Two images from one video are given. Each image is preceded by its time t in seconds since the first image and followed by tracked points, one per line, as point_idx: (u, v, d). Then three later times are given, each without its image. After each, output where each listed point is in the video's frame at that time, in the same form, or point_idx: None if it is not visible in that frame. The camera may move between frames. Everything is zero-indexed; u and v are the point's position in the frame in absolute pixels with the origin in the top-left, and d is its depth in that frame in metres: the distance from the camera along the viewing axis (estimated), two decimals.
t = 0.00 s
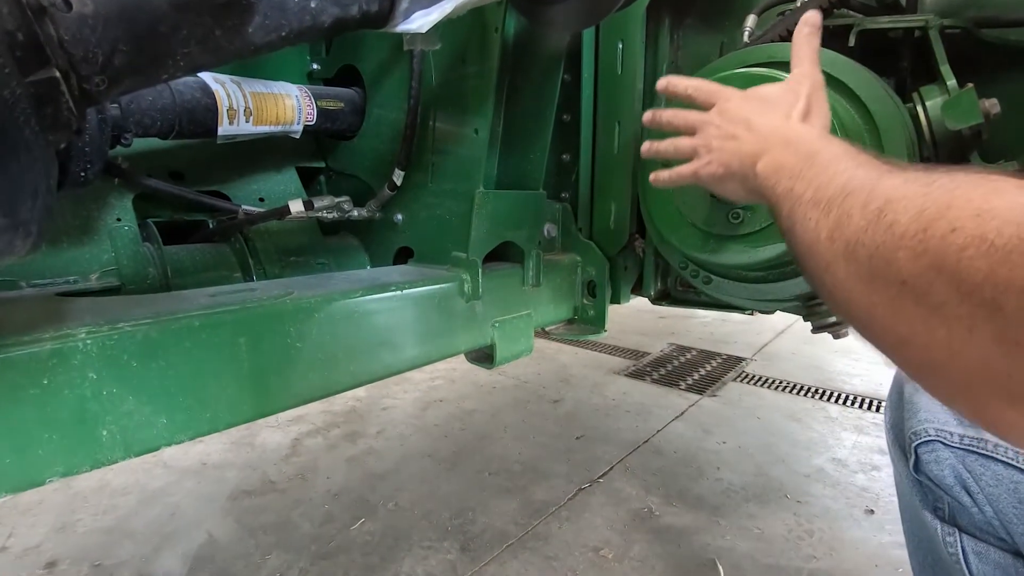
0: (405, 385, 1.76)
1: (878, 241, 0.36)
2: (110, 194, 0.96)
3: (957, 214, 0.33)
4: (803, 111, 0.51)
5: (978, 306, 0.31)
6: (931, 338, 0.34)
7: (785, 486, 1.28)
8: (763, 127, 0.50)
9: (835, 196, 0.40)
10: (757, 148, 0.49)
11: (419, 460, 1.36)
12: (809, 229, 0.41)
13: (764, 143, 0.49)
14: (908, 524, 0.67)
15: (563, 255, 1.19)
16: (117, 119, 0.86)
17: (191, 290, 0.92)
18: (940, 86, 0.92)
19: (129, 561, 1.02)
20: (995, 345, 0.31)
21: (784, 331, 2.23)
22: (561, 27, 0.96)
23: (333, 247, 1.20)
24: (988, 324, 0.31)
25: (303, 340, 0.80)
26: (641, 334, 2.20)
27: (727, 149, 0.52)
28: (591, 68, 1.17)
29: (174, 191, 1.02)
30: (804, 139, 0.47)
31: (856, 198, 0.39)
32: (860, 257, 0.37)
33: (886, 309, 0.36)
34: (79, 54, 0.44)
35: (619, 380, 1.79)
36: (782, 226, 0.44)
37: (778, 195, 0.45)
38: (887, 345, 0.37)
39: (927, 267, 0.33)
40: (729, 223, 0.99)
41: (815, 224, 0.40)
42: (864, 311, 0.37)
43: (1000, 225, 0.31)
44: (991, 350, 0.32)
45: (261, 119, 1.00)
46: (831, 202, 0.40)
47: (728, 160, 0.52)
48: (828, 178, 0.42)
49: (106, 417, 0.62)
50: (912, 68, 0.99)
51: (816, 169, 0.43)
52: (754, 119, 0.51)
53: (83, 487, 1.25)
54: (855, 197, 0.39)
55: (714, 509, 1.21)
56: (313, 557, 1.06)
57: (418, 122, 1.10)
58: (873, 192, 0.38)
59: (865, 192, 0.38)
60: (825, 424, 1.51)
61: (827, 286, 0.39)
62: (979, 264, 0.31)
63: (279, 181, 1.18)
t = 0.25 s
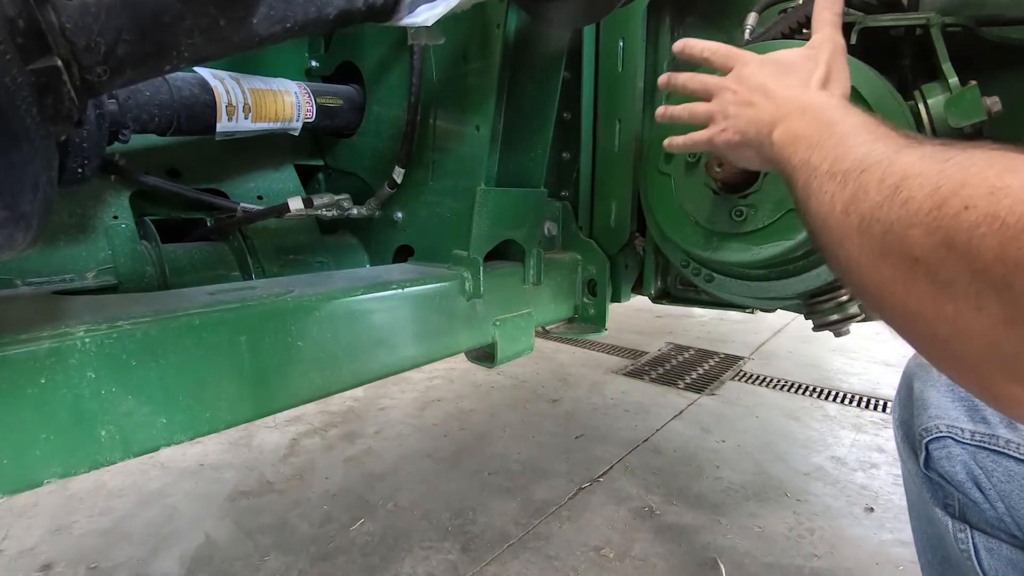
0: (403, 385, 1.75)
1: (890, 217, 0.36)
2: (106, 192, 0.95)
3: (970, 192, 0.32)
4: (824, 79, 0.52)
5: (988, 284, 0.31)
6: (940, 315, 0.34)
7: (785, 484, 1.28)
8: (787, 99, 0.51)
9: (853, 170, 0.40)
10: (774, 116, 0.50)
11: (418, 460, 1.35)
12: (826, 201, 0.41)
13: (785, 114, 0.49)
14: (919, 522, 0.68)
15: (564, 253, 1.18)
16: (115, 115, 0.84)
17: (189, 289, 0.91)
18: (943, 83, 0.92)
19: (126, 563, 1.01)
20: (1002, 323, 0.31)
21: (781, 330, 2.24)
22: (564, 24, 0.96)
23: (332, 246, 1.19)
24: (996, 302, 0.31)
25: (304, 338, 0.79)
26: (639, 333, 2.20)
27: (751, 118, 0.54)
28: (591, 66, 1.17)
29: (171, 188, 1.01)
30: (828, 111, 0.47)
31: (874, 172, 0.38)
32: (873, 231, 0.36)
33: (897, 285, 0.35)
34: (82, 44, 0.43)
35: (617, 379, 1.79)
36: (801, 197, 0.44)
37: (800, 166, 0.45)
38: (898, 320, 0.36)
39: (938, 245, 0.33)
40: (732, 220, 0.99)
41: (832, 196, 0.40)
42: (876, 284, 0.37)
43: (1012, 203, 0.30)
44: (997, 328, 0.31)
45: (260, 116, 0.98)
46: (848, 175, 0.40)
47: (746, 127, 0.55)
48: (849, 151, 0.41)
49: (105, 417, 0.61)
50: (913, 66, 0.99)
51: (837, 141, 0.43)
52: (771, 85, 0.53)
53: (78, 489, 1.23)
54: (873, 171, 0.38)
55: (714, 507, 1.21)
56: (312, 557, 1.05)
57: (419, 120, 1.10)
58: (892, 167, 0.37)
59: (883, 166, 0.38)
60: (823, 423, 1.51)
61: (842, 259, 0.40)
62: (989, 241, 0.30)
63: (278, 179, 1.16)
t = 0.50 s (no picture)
0: (395, 385, 1.74)
1: (944, 143, 0.30)
2: (95, 189, 0.93)
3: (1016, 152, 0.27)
4: None
5: (993, 254, 0.29)
6: (944, 270, 0.32)
7: (778, 481, 1.29)
8: None
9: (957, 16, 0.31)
10: None
11: (412, 460, 1.34)
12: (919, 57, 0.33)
13: None
14: (922, 514, 0.69)
15: (559, 251, 1.18)
16: (104, 109, 0.83)
17: (181, 288, 0.89)
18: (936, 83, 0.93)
19: (115, 568, 0.99)
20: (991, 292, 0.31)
21: (771, 328, 2.25)
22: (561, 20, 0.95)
23: (325, 244, 1.18)
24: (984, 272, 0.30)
25: (299, 338, 0.78)
26: (631, 332, 2.21)
27: None
28: (586, 64, 1.17)
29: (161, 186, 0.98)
30: None
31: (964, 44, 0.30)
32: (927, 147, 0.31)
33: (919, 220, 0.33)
34: (74, 30, 0.42)
35: (610, 378, 1.78)
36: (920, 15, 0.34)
37: None
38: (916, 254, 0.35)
39: (963, 204, 0.30)
40: (728, 217, 0.99)
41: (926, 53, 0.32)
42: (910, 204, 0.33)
43: None
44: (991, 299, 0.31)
45: (253, 113, 0.96)
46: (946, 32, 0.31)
47: None
48: None
49: (95, 419, 0.59)
50: (907, 64, 1.00)
51: None
52: None
53: (65, 493, 1.21)
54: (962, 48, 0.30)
55: (709, 505, 1.22)
56: (306, 560, 1.03)
57: (413, 117, 1.09)
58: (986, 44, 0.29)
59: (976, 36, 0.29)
60: (814, 420, 1.52)
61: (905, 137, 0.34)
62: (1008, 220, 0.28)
63: (270, 177, 1.15)
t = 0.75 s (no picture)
0: (382, 387, 1.72)
1: (924, 118, 0.35)
2: (72, 189, 0.91)
3: (980, 116, 0.32)
4: None
5: (953, 211, 0.34)
6: (918, 230, 0.37)
7: (764, 478, 1.30)
8: None
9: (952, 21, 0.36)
10: None
11: (399, 462, 1.33)
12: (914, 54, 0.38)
13: None
14: (908, 510, 0.69)
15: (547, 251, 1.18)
16: (80, 107, 0.80)
17: (161, 289, 0.87)
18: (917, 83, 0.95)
19: None
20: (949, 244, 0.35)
21: (755, 326, 2.27)
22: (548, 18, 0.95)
23: (309, 245, 1.17)
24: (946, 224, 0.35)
25: (282, 340, 0.76)
26: (617, 331, 2.21)
27: None
28: (572, 63, 1.16)
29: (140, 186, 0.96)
30: None
31: (951, 40, 0.36)
32: (909, 124, 0.36)
33: (900, 188, 0.38)
34: (47, 23, 0.41)
35: (597, 377, 1.79)
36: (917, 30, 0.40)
37: None
38: (894, 226, 0.40)
39: (931, 169, 0.35)
40: (714, 217, 0.99)
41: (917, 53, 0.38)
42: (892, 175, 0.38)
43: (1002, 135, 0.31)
44: (957, 253, 0.35)
45: (234, 110, 0.94)
46: (939, 33, 0.37)
47: None
48: None
49: (72, 425, 0.57)
50: (888, 67, 1.01)
51: None
52: None
53: (42, 500, 1.18)
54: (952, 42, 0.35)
55: (696, 503, 1.22)
56: (292, 565, 1.02)
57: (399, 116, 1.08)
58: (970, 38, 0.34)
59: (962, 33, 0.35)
60: (799, 417, 1.54)
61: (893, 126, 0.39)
62: (967, 176, 0.32)
63: (253, 176, 1.13)
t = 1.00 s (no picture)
0: (362, 389, 1.70)
1: (936, 140, 0.37)
2: (39, 189, 0.87)
3: (991, 140, 0.33)
4: None
5: (963, 230, 0.35)
6: (932, 247, 0.39)
7: (743, 474, 1.31)
8: None
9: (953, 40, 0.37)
10: None
11: (380, 466, 1.32)
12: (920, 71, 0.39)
13: None
14: (883, 503, 0.70)
15: (528, 251, 1.18)
16: (48, 104, 0.77)
17: (134, 293, 0.85)
18: (890, 85, 0.96)
19: None
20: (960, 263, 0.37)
21: (733, 324, 2.30)
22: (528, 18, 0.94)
23: (287, 246, 1.15)
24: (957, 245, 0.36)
25: (259, 343, 0.74)
26: (597, 330, 2.22)
27: None
28: (552, 63, 1.16)
29: (111, 186, 0.93)
30: None
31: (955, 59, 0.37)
32: (919, 144, 0.38)
33: (913, 204, 0.39)
34: (10, 18, 0.43)
35: (578, 376, 1.79)
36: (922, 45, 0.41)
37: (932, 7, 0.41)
38: (909, 240, 0.41)
39: (943, 189, 0.36)
40: (693, 217, 1.00)
41: (924, 72, 0.39)
42: (906, 192, 0.40)
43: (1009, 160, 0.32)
44: (967, 270, 0.37)
45: (208, 109, 0.92)
46: (943, 53, 0.38)
47: None
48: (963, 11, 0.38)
49: (41, 435, 0.55)
50: (862, 68, 1.02)
51: None
52: None
53: (9, 511, 1.14)
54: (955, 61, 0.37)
55: (677, 499, 1.23)
56: (271, 572, 1.00)
57: (378, 115, 1.06)
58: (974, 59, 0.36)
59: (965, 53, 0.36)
60: (776, 413, 1.56)
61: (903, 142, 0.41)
62: (983, 197, 0.34)
63: (228, 176, 1.10)
